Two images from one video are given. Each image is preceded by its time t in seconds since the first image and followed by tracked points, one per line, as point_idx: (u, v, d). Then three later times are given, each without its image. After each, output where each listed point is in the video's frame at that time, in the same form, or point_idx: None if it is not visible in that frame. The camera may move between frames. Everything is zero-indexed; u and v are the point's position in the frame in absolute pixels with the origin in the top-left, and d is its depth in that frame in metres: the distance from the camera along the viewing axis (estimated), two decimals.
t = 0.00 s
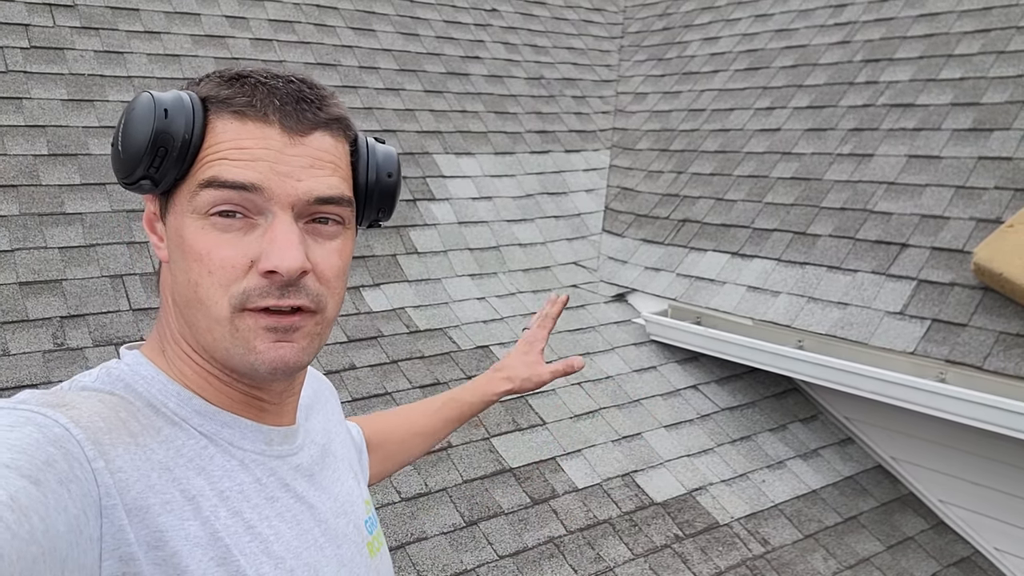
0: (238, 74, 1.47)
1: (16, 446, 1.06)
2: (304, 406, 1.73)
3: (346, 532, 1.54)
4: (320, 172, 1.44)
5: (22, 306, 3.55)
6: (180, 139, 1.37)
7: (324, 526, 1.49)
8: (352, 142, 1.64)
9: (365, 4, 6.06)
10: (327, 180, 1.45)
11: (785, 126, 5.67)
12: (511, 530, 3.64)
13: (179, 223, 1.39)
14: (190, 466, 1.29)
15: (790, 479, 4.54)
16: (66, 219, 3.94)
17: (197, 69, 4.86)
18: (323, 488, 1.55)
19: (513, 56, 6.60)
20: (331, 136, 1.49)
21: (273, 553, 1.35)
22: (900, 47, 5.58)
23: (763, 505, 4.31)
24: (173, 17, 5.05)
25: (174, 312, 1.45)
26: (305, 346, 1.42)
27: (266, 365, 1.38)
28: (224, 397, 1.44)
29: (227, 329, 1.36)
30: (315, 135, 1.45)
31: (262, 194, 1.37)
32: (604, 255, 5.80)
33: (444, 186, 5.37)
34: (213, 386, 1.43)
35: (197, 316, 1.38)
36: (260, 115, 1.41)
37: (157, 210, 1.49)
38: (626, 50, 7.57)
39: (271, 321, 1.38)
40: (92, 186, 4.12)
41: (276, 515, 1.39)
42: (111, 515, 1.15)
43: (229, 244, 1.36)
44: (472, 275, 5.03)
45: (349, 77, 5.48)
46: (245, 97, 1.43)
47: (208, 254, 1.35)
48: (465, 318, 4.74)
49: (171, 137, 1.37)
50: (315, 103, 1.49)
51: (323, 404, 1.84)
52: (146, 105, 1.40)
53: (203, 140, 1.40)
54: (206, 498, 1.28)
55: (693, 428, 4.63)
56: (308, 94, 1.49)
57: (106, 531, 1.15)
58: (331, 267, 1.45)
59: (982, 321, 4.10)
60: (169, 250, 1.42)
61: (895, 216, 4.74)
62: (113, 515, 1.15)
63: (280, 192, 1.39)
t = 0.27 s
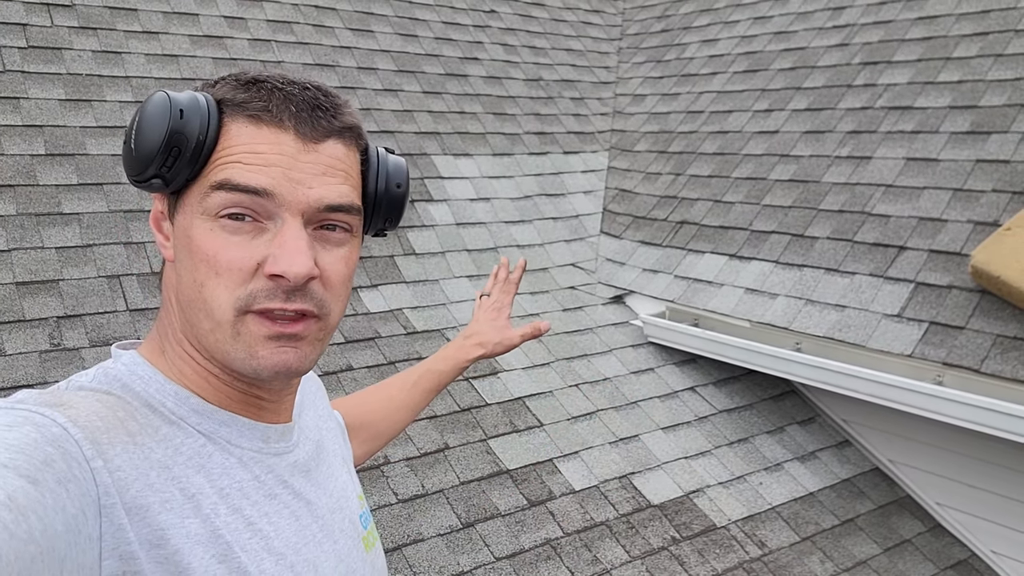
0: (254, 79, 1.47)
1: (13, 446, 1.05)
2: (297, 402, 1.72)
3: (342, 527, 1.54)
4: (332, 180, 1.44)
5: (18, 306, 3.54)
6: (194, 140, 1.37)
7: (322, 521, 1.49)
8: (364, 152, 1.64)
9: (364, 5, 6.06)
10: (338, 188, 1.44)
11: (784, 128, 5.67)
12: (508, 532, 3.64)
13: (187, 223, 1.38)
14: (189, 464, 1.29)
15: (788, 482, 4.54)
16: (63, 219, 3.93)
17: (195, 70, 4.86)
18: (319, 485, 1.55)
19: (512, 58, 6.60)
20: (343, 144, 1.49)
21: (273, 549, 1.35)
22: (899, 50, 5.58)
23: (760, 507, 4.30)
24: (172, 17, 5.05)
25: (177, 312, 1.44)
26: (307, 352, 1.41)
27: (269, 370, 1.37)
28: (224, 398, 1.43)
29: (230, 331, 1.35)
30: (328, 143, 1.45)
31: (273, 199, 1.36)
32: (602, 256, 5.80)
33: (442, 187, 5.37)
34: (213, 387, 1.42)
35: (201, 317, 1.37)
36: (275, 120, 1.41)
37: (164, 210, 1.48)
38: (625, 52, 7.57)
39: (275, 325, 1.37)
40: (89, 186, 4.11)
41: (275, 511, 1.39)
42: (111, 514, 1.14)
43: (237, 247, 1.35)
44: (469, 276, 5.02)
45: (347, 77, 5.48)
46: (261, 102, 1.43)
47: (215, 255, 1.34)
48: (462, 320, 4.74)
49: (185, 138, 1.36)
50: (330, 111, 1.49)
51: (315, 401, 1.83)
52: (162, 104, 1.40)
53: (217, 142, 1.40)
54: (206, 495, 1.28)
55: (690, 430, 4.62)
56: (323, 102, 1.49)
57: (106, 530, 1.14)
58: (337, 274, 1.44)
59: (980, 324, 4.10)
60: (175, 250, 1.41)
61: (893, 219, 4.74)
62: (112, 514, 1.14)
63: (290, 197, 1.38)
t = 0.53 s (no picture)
0: (264, 84, 1.45)
1: (18, 453, 1.04)
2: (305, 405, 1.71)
3: (351, 532, 1.53)
4: (342, 188, 1.43)
5: (17, 305, 3.53)
6: (203, 148, 1.35)
7: (330, 526, 1.48)
8: (374, 156, 1.63)
9: (364, 4, 6.05)
10: (348, 196, 1.43)
11: (784, 130, 5.67)
12: (508, 533, 3.63)
13: (197, 230, 1.37)
14: (197, 470, 1.28)
15: (787, 484, 4.54)
16: (62, 218, 3.92)
17: (195, 69, 4.85)
18: (327, 490, 1.54)
19: (512, 58, 6.60)
20: (354, 151, 1.47)
21: (281, 555, 1.34)
22: (899, 52, 5.58)
23: (760, 509, 4.30)
24: (171, 16, 5.03)
25: (186, 317, 1.43)
26: (317, 361, 1.41)
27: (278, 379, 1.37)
28: (234, 404, 1.43)
29: (239, 340, 1.35)
30: (338, 150, 1.44)
31: (283, 208, 1.35)
32: (602, 257, 5.80)
33: (442, 187, 5.37)
34: (223, 392, 1.42)
35: (210, 325, 1.36)
36: (285, 128, 1.39)
37: (173, 213, 1.47)
38: (625, 53, 7.57)
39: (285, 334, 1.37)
40: (89, 185, 4.10)
41: (284, 517, 1.38)
42: (116, 521, 1.13)
43: (247, 256, 1.34)
44: (469, 276, 5.02)
45: (347, 77, 5.47)
46: (270, 108, 1.41)
47: (226, 264, 1.34)
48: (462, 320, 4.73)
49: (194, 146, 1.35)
50: (340, 117, 1.47)
51: (323, 405, 1.82)
52: (170, 109, 1.38)
53: (226, 149, 1.38)
54: (213, 501, 1.27)
55: (690, 431, 4.62)
56: (333, 109, 1.47)
57: (111, 536, 1.13)
58: (346, 282, 1.44)
59: (980, 327, 4.10)
60: (184, 255, 1.40)
61: (893, 221, 4.74)
62: (117, 521, 1.14)
63: (300, 206, 1.37)
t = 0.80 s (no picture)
0: (265, 83, 1.44)
1: (22, 445, 1.04)
2: (309, 403, 1.71)
3: (351, 530, 1.53)
4: (341, 190, 1.42)
5: (16, 302, 3.52)
6: (203, 148, 1.35)
7: (330, 524, 1.48)
8: (375, 155, 1.61)
9: (364, 2, 6.04)
10: (347, 198, 1.42)
11: (783, 130, 5.68)
12: (506, 531, 3.63)
13: (197, 230, 1.37)
14: (198, 464, 1.28)
15: (785, 483, 4.55)
16: (61, 215, 3.91)
17: (195, 66, 4.84)
18: (328, 487, 1.54)
19: (512, 57, 6.60)
20: (354, 151, 1.46)
21: (280, 550, 1.34)
22: (898, 52, 5.59)
23: (758, 508, 4.31)
24: (171, 13, 5.03)
25: (187, 315, 1.43)
26: (316, 362, 1.41)
27: (276, 380, 1.37)
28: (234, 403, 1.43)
29: (237, 340, 1.35)
30: (338, 151, 1.43)
31: (281, 210, 1.35)
32: (601, 256, 5.80)
33: (442, 185, 5.37)
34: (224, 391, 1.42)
35: (209, 324, 1.37)
36: (284, 129, 1.38)
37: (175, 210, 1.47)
38: (625, 52, 7.57)
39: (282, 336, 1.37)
40: (88, 181, 4.09)
41: (283, 513, 1.38)
42: (118, 514, 1.13)
43: (245, 257, 1.34)
44: (468, 275, 5.02)
45: (347, 75, 5.47)
46: (270, 108, 1.40)
47: (224, 265, 1.34)
48: (461, 318, 4.74)
49: (194, 146, 1.35)
50: (341, 117, 1.46)
51: (328, 402, 1.82)
52: (171, 109, 1.38)
53: (226, 149, 1.38)
54: (214, 496, 1.27)
55: (689, 430, 4.63)
56: (334, 108, 1.46)
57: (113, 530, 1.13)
58: (345, 284, 1.43)
59: (978, 326, 4.11)
60: (185, 254, 1.41)
61: (892, 221, 4.75)
62: (119, 514, 1.13)
63: (298, 208, 1.37)
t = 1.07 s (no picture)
0: (241, 78, 1.41)
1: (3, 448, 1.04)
2: (298, 407, 1.69)
3: (338, 535, 1.51)
4: (321, 184, 1.39)
5: (11, 300, 3.51)
6: (178, 145, 1.33)
7: (316, 528, 1.46)
8: (354, 149, 1.59)
9: (364, 2, 6.03)
10: (327, 191, 1.40)
11: (784, 131, 5.66)
12: (503, 533, 3.61)
13: (176, 228, 1.36)
14: (182, 467, 1.26)
15: (784, 485, 4.53)
16: (57, 214, 3.90)
17: (193, 64, 4.83)
18: (315, 491, 1.52)
19: (511, 57, 6.58)
20: (333, 145, 1.44)
21: (264, 555, 1.33)
22: (899, 54, 5.57)
23: (756, 511, 4.29)
24: (170, 11, 5.01)
25: (169, 314, 1.41)
26: (299, 359, 1.39)
27: (258, 377, 1.36)
28: (218, 401, 1.41)
29: (218, 339, 1.33)
30: (316, 145, 1.40)
31: (259, 206, 1.33)
32: (600, 257, 5.79)
33: (441, 186, 5.35)
34: (208, 390, 1.40)
35: (190, 323, 1.35)
36: (260, 124, 1.36)
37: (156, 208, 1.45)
38: (625, 53, 7.56)
39: (263, 333, 1.35)
40: (85, 180, 4.08)
41: (268, 517, 1.36)
42: (100, 517, 1.13)
43: (224, 255, 1.32)
44: (467, 275, 5.00)
45: (346, 74, 5.45)
46: (245, 104, 1.38)
47: (203, 263, 1.32)
48: (460, 319, 4.72)
49: (169, 143, 1.33)
50: (318, 111, 1.43)
51: (319, 405, 1.80)
52: (145, 107, 1.36)
53: (202, 145, 1.36)
54: (197, 499, 1.26)
55: (687, 432, 4.61)
56: (311, 102, 1.43)
57: (94, 533, 1.12)
58: (327, 279, 1.41)
59: (978, 329, 4.09)
60: (165, 252, 1.39)
61: (893, 222, 4.73)
62: (100, 517, 1.13)
63: (277, 204, 1.34)
